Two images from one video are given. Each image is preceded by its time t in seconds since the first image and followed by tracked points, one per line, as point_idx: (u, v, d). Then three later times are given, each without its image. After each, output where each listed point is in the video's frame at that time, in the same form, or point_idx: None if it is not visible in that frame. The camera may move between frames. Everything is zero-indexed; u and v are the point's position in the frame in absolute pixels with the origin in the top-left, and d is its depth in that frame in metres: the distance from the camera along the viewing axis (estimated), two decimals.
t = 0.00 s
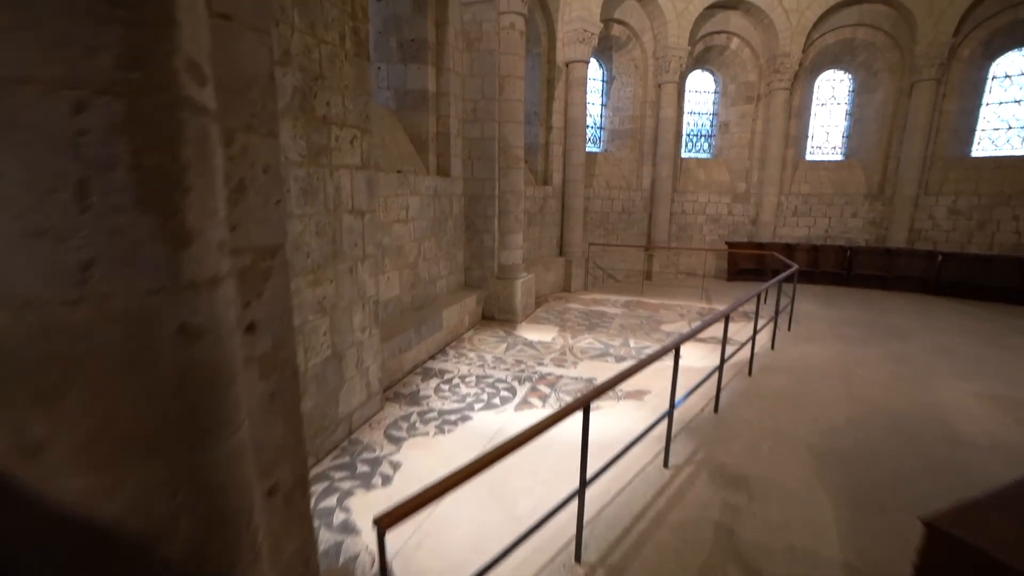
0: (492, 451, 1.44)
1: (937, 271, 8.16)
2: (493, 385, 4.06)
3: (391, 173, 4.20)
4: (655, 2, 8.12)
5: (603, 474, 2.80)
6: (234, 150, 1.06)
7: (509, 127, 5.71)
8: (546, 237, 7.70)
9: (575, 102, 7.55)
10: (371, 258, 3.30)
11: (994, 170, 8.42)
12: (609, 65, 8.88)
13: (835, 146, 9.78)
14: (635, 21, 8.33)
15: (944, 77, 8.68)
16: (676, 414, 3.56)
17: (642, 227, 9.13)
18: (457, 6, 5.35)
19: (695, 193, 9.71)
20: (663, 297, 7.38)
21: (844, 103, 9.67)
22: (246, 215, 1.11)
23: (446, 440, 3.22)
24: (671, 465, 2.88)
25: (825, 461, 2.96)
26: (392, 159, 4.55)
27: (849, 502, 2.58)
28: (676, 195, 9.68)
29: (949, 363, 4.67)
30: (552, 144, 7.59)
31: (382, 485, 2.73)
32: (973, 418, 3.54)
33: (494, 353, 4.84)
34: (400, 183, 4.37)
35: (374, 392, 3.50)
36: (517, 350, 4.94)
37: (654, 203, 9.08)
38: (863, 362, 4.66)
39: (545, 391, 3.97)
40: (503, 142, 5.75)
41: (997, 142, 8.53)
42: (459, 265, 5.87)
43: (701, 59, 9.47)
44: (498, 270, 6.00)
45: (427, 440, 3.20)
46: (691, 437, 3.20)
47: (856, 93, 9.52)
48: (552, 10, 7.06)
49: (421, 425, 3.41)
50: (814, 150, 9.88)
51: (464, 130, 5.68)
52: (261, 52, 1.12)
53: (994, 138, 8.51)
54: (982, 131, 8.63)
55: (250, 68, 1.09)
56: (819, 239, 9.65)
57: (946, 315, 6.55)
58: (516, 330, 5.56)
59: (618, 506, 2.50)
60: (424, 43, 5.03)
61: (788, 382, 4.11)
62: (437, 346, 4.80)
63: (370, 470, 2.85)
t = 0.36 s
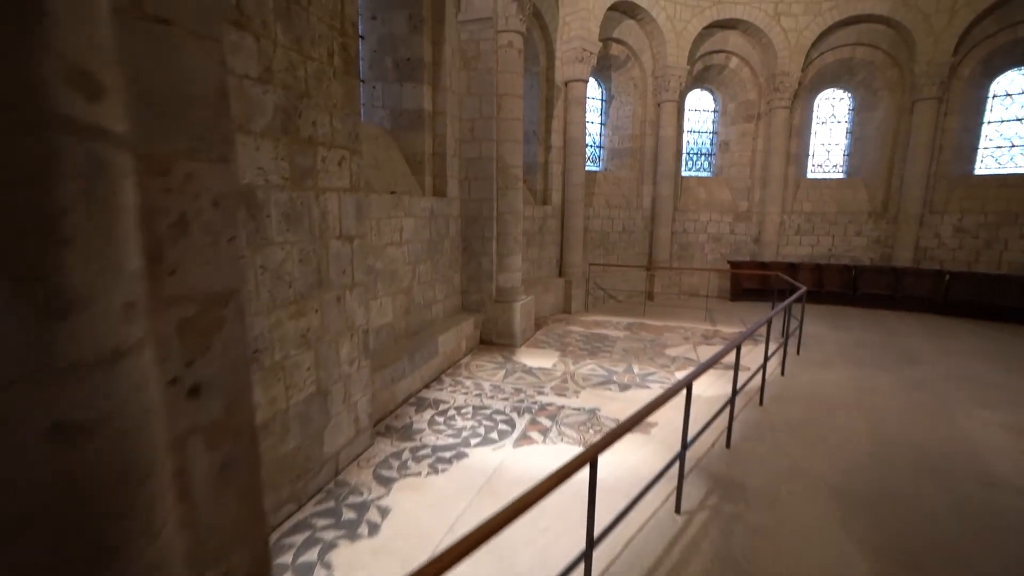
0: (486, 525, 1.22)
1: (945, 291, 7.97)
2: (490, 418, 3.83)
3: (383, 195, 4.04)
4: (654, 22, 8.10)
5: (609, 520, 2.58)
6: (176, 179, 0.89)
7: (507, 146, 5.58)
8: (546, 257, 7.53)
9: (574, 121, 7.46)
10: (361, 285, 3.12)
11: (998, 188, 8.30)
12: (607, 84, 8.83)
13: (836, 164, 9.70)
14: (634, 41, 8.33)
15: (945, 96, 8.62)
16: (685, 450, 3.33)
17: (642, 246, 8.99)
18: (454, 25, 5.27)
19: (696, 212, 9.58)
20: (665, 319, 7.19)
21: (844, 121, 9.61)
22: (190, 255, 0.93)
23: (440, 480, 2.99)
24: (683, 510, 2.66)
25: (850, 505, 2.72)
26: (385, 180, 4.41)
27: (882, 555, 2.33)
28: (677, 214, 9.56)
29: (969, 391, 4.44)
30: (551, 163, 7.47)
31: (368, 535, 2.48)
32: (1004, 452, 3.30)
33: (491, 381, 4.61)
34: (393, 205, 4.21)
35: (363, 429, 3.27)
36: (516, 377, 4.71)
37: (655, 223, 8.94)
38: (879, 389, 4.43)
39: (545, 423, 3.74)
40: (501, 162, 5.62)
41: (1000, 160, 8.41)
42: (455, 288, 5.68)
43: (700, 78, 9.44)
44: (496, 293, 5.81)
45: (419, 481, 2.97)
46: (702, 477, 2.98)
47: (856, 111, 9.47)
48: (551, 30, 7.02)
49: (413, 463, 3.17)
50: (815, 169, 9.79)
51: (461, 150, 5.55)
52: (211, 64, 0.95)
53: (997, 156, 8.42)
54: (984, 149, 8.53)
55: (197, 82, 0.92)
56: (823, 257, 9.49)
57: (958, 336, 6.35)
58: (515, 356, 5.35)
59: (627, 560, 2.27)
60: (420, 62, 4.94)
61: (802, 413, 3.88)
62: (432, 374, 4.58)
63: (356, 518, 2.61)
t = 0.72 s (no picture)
0: None
1: (952, 305, 7.80)
2: (486, 444, 3.60)
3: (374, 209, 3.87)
4: (652, 34, 8.04)
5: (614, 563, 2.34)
6: (73, 193, 0.84)
7: (504, 158, 5.43)
8: (545, 272, 7.36)
9: (572, 134, 7.35)
10: (347, 305, 2.92)
11: (1004, 200, 8.17)
12: (606, 96, 8.74)
13: (838, 176, 9.59)
14: (633, 53, 8.27)
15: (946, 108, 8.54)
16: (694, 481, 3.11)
17: (642, 260, 8.83)
18: (449, 36, 5.16)
19: (697, 225, 9.42)
20: (668, 336, 6.98)
21: (845, 134, 9.53)
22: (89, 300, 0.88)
23: (431, 516, 2.76)
24: (694, 552, 2.43)
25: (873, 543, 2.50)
26: (377, 193, 4.24)
27: None
28: (678, 227, 9.39)
29: (988, 412, 4.23)
30: (549, 176, 7.32)
31: None
32: None
33: (488, 403, 4.39)
34: (384, 219, 4.04)
35: (349, 458, 3.06)
36: (513, 399, 4.48)
37: (655, 236, 8.79)
38: (894, 411, 4.22)
39: (544, 450, 3.52)
40: (498, 175, 5.46)
41: (1005, 172, 8.31)
42: (451, 304, 5.49)
43: (699, 90, 9.36)
44: (493, 310, 5.61)
45: (408, 517, 2.74)
46: (714, 512, 2.75)
47: (857, 123, 9.38)
48: (549, 41, 6.94)
49: (402, 497, 2.95)
50: (816, 181, 9.67)
51: (456, 162, 5.39)
52: (129, 110, 0.93)
53: (1001, 168, 8.32)
54: (988, 160, 8.43)
55: (102, 93, 0.88)
56: (826, 270, 9.33)
57: (969, 352, 6.16)
58: (513, 376, 5.14)
59: None
60: (414, 73, 4.81)
61: (816, 439, 3.66)
62: (425, 396, 4.36)
63: (337, 561, 2.39)
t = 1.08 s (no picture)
0: None
1: (959, 322, 7.62)
2: (477, 476, 3.37)
3: (359, 226, 3.70)
4: (649, 50, 8.00)
5: None
6: None
7: (498, 174, 5.28)
8: (541, 290, 7.17)
9: (569, 149, 7.24)
10: (326, 329, 2.73)
11: (1007, 215, 8.05)
12: (602, 112, 8.66)
13: (837, 192, 9.49)
14: (629, 69, 8.21)
15: (946, 123, 8.46)
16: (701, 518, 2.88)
17: (641, 277, 8.66)
18: (442, 49, 5.05)
19: (696, 241, 9.27)
20: (669, 356, 6.77)
21: (843, 149, 9.44)
22: None
23: (414, 561, 2.51)
24: None
25: None
26: (365, 209, 4.08)
27: None
28: (677, 243, 9.23)
29: (1009, 437, 4.01)
30: (546, 192, 7.18)
31: None
32: None
33: (480, 429, 4.16)
34: (371, 236, 3.87)
35: (328, 494, 2.82)
36: (507, 425, 4.25)
37: (654, 252, 8.65)
38: (909, 437, 3.99)
39: (540, 482, 3.28)
40: (492, 191, 5.30)
41: (1007, 187, 8.22)
42: (444, 324, 5.29)
43: (697, 106, 9.29)
44: (488, 330, 5.41)
45: (389, 562, 2.50)
46: (725, 556, 2.51)
47: (856, 139, 9.30)
48: (544, 56, 6.87)
49: (384, 538, 2.71)
50: (816, 197, 9.56)
51: (449, 178, 5.24)
52: None
53: (1003, 183, 8.23)
54: (989, 176, 8.34)
55: None
56: (829, 287, 9.16)
57: (980, 371, 5.97)
58: (508, 400, 4.91)
59: None
60: (406, 87, 4.69)
61: (829, 469, 3.43)
62: (414, 423, 4.14)
63: None
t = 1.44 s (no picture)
0: None
1: (966, 335, 7.44)
2: (466, 505, 3.14)
3: (343, 239, 3.52)
4: (645, 60, 7.92)
5: None
6: None
7: (492, 184, 5.12)
8: (538, 303, 6.98)
9: (565, 160, 7.11)
10: (301, 348, 2.52)
11: (1011, 226, 7.91)
12: (599, 123, 8.54)
13: (838, 204, 9.36)
14: (626, 80, 8.13)
15: (947, 133, 8.35)
16: (707, 553, 2.65)
17: (639, 290, 8.50)
18: (434, 57, 4.93)
19: (696, 253, 9.10)
20: (669, 372, 6.56)
21: (843, 160, 9.33)
22: None
23: None
24: None
25: None
26: (350, 221, 3.90)
27: None
28: (676, 256, 9.06)
29: None
30: (541, 204, 7.02)
31: None
32: None
33: (472, 453, 3.93)
34: (356, 249, 3.68)
35: (303, 529, 2.60)
36: (501, 448, 4.03)
37: (653, 265, 8.51)
38: (925, 459, 3.78)
39: (534, 512, 3.05)
40: (486, 202, 5.13)
41: (1010, 198, 8.08)
42: (435, 341, 5.08)
43: (694, 117, 9.19)
44: (481, 346, 5.20)
45: None
46: None
47: (856, 150, 9.18)
48: (539, 66, 6.78)
49: None
50: (816, 208, 9.43)
51: (441, 189, 5.08)
52: None
53: (1006, 194, 8.10)
54: (991, 187, 8.22)
55: None
56: (831, 300, 8.98)
57: (991, 386, 5.77)
58: (502, 419, 4.69)
59: None
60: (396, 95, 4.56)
61: (842, 496, 3.21)
62: (402, 446, 3.91)
63: None
